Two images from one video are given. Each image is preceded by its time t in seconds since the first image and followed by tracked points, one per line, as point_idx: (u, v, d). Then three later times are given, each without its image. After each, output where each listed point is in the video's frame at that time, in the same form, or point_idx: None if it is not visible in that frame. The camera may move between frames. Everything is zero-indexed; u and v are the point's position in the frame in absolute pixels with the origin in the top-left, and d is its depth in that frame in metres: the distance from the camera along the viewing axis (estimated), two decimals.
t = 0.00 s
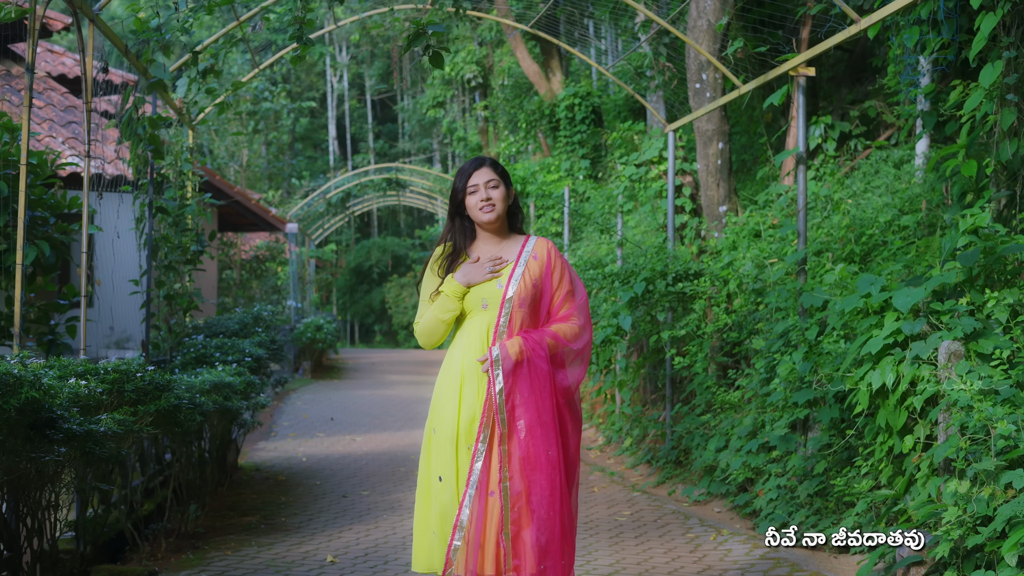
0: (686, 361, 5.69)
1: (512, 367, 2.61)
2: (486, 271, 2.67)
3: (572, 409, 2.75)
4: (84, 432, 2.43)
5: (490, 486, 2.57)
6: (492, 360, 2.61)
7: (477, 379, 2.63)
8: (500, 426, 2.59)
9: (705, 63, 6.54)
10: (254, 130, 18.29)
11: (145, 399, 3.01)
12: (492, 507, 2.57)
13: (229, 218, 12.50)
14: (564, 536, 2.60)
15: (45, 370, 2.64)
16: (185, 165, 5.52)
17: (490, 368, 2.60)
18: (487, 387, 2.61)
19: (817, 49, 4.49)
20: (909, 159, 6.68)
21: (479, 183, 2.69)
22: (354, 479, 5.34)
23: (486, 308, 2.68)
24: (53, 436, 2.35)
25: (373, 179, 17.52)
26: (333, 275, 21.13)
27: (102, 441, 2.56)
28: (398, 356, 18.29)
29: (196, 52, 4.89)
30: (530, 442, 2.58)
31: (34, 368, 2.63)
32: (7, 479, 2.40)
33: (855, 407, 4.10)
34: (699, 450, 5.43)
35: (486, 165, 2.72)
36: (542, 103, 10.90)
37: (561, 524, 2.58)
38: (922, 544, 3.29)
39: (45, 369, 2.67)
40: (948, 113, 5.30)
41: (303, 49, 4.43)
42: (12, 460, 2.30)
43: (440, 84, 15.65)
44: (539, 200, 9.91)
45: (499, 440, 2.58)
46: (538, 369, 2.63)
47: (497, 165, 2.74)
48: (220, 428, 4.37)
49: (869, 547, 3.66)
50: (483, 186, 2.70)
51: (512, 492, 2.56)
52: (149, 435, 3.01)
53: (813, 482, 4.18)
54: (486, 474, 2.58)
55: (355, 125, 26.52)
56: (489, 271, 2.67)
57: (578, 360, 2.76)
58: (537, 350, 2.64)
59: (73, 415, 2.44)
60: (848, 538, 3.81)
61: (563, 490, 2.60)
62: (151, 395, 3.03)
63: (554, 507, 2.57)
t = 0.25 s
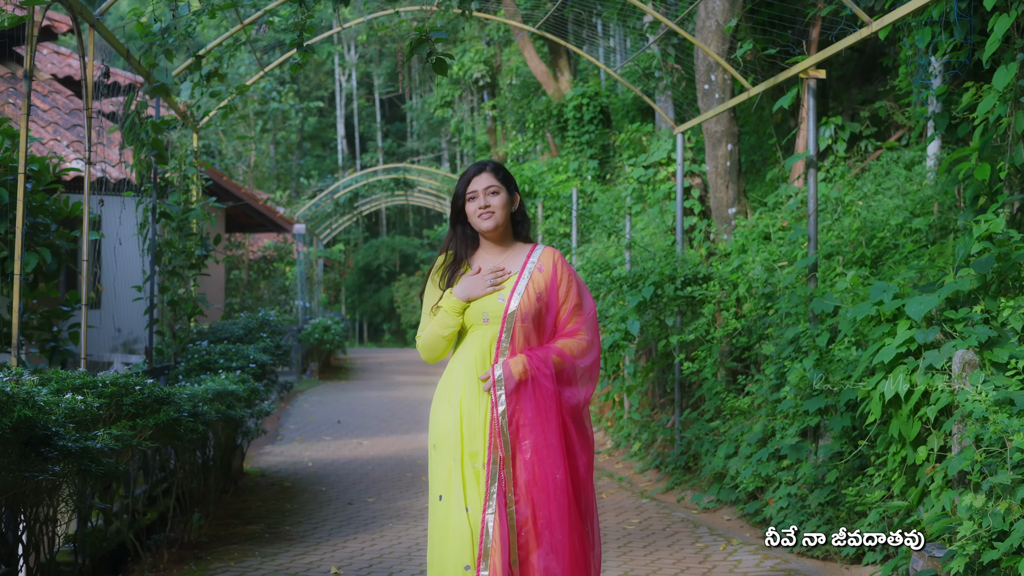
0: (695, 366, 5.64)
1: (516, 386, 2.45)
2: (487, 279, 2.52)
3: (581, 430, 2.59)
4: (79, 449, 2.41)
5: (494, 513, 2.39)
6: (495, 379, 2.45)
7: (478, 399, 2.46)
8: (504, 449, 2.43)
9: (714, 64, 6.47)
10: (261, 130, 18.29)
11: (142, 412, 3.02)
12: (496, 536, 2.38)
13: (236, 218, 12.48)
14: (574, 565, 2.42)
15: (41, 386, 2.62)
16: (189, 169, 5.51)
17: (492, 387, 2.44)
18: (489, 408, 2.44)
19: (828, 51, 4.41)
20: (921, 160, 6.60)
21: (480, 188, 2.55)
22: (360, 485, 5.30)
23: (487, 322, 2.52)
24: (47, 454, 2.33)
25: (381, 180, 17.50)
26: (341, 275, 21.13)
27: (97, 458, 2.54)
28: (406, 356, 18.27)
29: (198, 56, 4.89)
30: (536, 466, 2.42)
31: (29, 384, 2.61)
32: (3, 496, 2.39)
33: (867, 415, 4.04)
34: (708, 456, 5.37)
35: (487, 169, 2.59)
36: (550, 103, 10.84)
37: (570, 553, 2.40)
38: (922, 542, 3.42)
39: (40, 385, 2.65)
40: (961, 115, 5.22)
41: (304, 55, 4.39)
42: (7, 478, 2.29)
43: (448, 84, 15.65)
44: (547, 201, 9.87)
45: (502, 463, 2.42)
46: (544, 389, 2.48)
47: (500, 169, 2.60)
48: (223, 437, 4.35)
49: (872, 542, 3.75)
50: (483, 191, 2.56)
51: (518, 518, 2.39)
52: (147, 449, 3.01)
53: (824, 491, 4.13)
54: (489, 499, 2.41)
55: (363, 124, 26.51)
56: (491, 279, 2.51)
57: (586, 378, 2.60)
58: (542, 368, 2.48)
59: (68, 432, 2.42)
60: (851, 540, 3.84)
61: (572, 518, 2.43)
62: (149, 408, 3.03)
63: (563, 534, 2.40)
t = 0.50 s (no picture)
0: (703, 370, 5.58)
1: (516, 406, 2.33)
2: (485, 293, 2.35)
3: (584, 448, 2.47)
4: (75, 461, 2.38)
5: (493, 539, 2.28)
6: (494, 398, 2.33)
7: (476, 420, 2.34)
8: (504, 472, 2.31)
9: (722, 65, 6.41)
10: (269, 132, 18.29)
11: (141, 421, 3.02)
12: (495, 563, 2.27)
13: (243, 220, 12.47)
14: None
15: (36, 398, 2.61)
16: (193, 172, 5.49)
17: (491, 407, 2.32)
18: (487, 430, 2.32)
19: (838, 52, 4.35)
20: (931, 162, 6.53)
21: (479, 195, 2.42)
22: (365, 491, 5.26)
23: (485, 338, 2.38)
24: (42, 466, 2.30)
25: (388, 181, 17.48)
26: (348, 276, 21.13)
27: (94, 470, 2.51)
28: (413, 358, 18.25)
29: (201, 57, 4.89)
30: (536, 489, 2.32)
31: (24, 396, 2.59)
32: None
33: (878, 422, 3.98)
34: (716, 461, 5.31)
35: (486, 176, 2.46)
36: (557, 104, 10.81)
37: None
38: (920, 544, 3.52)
39: (35, 397, 2.63)
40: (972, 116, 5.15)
41: (304, 58, 4.35)
42: None
43: (455, 84, 15.64)
44: (553, 202, 9.76)
45: (502, 488, 2.31)
46: (545, 409, 2.35)
47: (499, 176, 2.47)
48: (226, 443, 4.32)
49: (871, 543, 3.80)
50: (483, 199, 2.43)
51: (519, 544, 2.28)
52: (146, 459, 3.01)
53: (834, 498, 4.07)
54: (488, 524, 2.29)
55: (370, 125, 26.51)
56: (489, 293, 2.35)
57: (590, 394, 2.47)
58: (544, 386, 2.36)
59: (63, 443, 2.40)
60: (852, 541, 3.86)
61: (575, 543, 2.32)
62: (148, 417, 3.03)
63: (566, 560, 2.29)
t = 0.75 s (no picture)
0: (711, 376, 5.52)
1: (517, 414, 2.25)
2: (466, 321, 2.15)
3: (585, 456, 2.41)
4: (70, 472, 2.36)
5: (493, 553, 2.19)
6: (495, 405, 2.24)
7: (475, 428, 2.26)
8: (504, 483, 2.24)
9: (731, 67, 6.36)
10: (275, 134, 18.28)
11: (141, 430, 3.01)
12: None
13: (249, 222, 12.44)
14: None
15: (33, 408, 2.59)
16: (197, 174, 5.47)
17: (491, 415, 2.24)
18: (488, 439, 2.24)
19: (851, 54, 4.28)
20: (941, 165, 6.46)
21: (469, 189, 2.36)
22: (371, 496, 5.21)
23: (482, 341, 2.30)
24: (37, 478, 2.28)
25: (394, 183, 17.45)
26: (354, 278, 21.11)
27: (91, 481, 2.48)
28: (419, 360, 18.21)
29: (204, 58, 4.86)
30: (538, 501, 2.24)
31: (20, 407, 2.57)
32: None
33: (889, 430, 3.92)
34: (725, 467, 5.25)
35: (477, 170, 2.39)
36: (564, 106, 10.77)
37: None
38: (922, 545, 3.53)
39: (32, 407, 2.61)
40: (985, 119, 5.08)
41: (308, 59, 4.31)
42: None
43: (462, 86, 15.65)
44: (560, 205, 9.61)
45: (503, 499, 2.23)
46: (547, 416, 2.28)
47: (491, 169, 2.40)
48: (229, 450, 4.30)
49: (866, 541, 3.81)
50: (473, 193, 2.36)
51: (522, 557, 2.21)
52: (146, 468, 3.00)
53: (845, 505, 4.01)
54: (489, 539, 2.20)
55: (377, 127, 26.52)
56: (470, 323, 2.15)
57: (592, 400, 2.41)
58: (546, 392, 2.29)
59: (59, 454, 2.38)
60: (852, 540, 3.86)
61: (578, 555, 2.25)
62: (148, 426, 3.02)
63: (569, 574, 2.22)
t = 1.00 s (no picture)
0: (719, 380, 5.47)
1: (506, 419, 2.17)
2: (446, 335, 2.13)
3: (586, 465, 2.28)
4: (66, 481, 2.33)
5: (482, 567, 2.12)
6: (484, 410, 2.16)
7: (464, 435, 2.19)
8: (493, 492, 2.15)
9: (738, 69, 6.32)
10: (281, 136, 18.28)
11: (140, 438, 3.02)
12: None
13: (254, 224, 12.43)
14: None
15: (30, 417, 2.57)
16: (200, 176, 5.47)
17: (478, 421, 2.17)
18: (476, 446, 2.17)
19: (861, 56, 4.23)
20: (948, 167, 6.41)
21: (466, 184, 2.29)
22: (374, 501, 5.18)
23: (474, 344, 2.23)
24: (33, 488, 2.25)
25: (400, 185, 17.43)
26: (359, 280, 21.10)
27: (88, 490, 2.45)
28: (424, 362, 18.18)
29: (207, 59, 4.86)
30: (529, 514, 2.13)
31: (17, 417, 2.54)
32: None
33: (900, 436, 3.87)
34: (732, 472, 5.20)
35: (475, 163, 2.33)
36: (570, 108, 10.73)
37: None
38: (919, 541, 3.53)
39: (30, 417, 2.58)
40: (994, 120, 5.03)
41: (311, 60, 4.29)
42: None
43: (467, 87, 15.66)
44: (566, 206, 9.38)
45: (492, 509, 2.14)
46: (540, 421, 2.19)
47: (489, 165, 2.34)
48: (231, 455, 4.27)
49: (866, 540, 3.83)
50: (470, 187, 2.29)
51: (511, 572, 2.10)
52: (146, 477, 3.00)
53: (855, 512, 3.96)
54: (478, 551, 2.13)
55: (383, 129, 26.52)
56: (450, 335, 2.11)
57: (591, 405, 2.29)
58: (538, 396, 2.20)
59: (56, 464, 2.35)
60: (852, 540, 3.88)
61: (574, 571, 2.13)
62: (148, 434, 3.04)
63: None
